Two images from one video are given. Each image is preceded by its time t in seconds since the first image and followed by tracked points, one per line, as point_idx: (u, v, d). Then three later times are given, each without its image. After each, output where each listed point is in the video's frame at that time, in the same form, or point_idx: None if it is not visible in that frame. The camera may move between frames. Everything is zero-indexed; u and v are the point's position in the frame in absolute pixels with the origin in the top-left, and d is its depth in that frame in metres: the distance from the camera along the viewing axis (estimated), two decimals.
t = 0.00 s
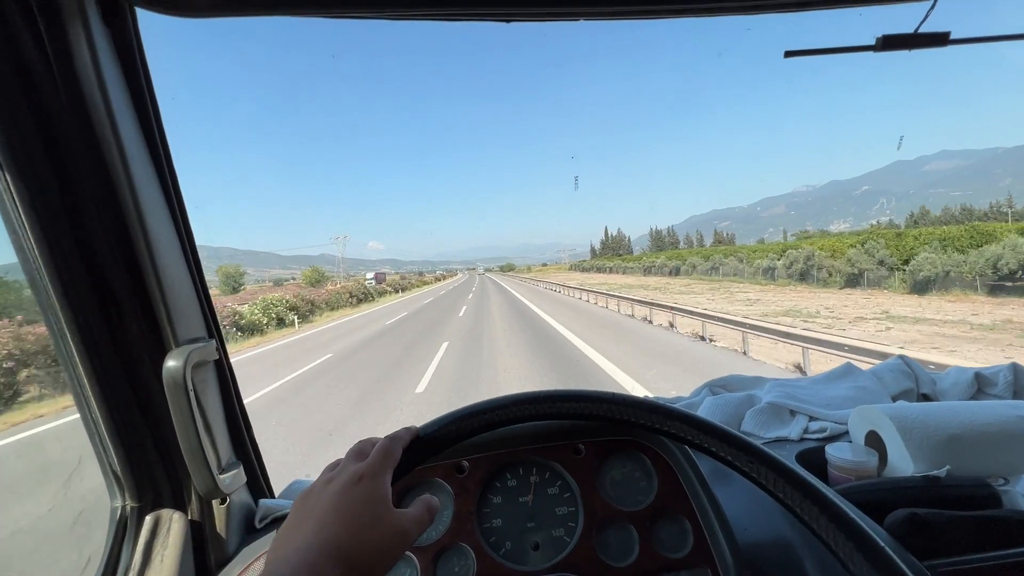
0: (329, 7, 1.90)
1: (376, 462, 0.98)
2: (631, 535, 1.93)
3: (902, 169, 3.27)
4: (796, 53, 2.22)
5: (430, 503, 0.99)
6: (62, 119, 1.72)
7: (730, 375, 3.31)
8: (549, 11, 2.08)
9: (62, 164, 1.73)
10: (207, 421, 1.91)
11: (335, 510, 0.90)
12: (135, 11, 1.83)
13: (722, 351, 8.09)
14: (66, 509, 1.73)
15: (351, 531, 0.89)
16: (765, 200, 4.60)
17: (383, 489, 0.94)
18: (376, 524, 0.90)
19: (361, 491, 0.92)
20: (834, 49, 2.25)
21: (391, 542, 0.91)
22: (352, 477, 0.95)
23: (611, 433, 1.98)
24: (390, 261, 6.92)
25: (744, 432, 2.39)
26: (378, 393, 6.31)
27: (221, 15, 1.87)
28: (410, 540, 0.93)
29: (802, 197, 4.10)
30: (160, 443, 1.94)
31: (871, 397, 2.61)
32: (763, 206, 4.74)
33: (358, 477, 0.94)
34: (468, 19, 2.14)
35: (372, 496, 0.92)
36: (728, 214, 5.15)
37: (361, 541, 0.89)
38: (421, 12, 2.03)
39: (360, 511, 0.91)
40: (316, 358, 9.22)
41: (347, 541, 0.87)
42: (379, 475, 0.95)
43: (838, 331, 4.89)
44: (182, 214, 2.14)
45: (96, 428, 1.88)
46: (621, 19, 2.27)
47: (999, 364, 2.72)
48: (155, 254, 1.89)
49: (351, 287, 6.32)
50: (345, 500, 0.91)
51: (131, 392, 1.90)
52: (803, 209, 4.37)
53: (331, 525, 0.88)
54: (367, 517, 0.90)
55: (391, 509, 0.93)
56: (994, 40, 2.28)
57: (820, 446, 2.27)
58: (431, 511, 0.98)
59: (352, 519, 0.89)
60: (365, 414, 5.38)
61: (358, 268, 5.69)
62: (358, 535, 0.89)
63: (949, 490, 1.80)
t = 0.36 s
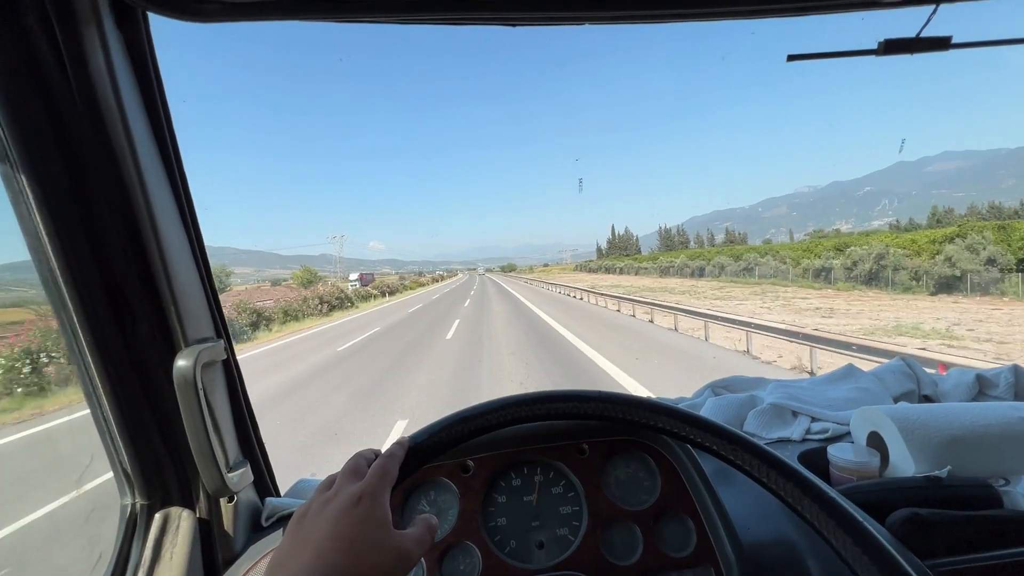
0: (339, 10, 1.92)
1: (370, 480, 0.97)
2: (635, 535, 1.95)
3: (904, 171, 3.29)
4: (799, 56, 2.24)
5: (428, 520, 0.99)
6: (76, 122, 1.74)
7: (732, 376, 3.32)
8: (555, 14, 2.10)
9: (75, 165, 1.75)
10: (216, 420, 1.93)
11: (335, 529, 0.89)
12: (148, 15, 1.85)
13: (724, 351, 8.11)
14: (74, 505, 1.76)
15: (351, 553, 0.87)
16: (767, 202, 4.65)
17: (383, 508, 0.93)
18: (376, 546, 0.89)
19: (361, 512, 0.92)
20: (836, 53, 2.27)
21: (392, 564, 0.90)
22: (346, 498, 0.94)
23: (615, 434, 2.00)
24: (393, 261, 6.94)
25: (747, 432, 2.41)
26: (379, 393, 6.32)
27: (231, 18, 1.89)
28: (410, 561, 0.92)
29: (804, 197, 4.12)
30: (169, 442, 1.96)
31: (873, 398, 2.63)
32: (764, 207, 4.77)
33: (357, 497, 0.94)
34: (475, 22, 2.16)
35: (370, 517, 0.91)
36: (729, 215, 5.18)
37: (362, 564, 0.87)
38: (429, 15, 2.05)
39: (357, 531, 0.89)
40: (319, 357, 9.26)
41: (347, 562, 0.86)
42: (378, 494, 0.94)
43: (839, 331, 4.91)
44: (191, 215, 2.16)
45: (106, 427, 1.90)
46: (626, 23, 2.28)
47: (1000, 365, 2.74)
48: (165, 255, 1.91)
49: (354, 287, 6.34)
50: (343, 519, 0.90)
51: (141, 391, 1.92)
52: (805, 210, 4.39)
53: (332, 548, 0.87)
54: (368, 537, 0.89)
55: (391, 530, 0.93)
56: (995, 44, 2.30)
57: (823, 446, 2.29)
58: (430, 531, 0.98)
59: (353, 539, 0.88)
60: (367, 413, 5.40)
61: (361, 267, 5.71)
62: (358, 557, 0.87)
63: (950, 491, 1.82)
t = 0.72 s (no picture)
0: None
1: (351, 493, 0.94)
2: (637, 529, 1.93)
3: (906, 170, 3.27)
4: (805, 48, 2.22)
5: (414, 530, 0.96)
6: (74, 111, 1.72)
7: (734, 372, 3.30)
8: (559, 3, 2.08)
9: (72, 153, 1.73)
10: (214, 412, 1.91)
11: (317, 545, 0.87)
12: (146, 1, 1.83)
13: (724, 351, 8.09)
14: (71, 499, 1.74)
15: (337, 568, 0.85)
16: (767, 204, 4.64)
17: (366, 521, 0.91)
18: (363, 560, 0.87)
19: (344, 526, 0.90)
20: (843, 45, 2.24)
21: None
22: (328, 514, 0.92)
23: (617, 428, 1.98)
24: (393, 259, 6.92)
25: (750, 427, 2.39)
26: (378, 392, 6.30)
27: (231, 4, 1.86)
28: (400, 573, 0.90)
29: (805, 199, 4.10)
30: (167, 434, 1.94)
31: (877, 394, 2.61)
32: (766, 206, 4.75)
33: (339, 511, 0.92)
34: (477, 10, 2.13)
35: (354, 531, 0.89)
36: (730, 214, 5.16)
37: None
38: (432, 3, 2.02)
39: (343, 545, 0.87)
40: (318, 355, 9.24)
41: None
42: (359, 507, 0.92)
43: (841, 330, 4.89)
44: (190, 206, 2.14)
45: (103, 419, 1.88)
46: (630, 13, 2.26)
47: (1005, 362, 2.72)
48: (163, 245, 1.89)
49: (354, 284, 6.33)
50: (326, 535, 0.88)
51: (139, 383, 1.90)
52: (805, 210, 4.38)
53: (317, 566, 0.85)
54: (353, 550, 0.87)
55: (377, 542, 0.91)
56: (1003, 36, 2.28)
57: (827, 442, 2.26)
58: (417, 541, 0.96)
59: (337, 553, 0.86)
60: (367, 411, 5.38)
61: (361, 264, 5.69)
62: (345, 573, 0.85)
63: (957, 485, 1.80)
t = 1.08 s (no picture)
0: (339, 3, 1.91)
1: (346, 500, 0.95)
2: (631, 532, 1.95)
3: (903, 172, 3.29)
4: (799, 55, 2.24)
5: (407, 539, 0.98)
6: (73, 116, 1.74)
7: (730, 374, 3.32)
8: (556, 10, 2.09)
9: (70, 157, 1.74)
10: (212, 415, 1.92)
11: (311, 554, 0.89)
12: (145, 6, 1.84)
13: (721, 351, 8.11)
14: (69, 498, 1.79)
15: None
16: (767, 203, 4.66)
17: (359, 531, 0.93)
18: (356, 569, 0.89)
19: (337, 535, 0.91)
20: (837, 52, 2.27)
21: None
22: (322, 523, 0.93)
23: (611, 431, 2.00)
24: (391, 259, 6.94)
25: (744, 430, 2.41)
26: (377, 391, 6.30)
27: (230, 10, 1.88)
28: None
29: (804, 199, 4.14)
30: (165, 437, 1.95)
31: (870, 397, 2.63)
32: (764, 208, 4.77)
33: (333, 519, 0.93)
34: (476, 16, 2.15)
35: (347, 540, 0.91)
36: (728, 215, 5.19)
37: None
38: (430, 9, 2.04)
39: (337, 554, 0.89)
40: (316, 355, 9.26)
41: None
42: (353, 516, 0.93)
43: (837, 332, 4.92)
44: (188, 210, 2.16)
45: (101, 421, 1.89)
46: (627, 19, 2.28)
47: (997, 366, 2.74)
48: (161, 249, 1.90)
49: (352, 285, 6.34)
50: (319, 544, 0.90)
51: (137, 386, 1.91)
52: (804, 211, 4.41)
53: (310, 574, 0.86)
54: (346, 559, 0.89)
55: (371, 550, 0.93)
56: (995, 43, 2.30)
57: (819, 445, 2.29)
58: (409, 548, 0.99)
59: (332, 562, 0.88)
60: (365, 411, 5.40)
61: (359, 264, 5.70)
62: None
63: (946, 489, 1.82)
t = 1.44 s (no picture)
0: None
1: (351, 503, 0.94)
2: (637, 532, 1.94)
3: (906, 173, 3.29)
4: (806, 53, 2.23)
5: (413, 543, 0.97)
6: (77, 109, 1.72)
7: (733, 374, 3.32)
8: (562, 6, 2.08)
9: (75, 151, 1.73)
10: (216, 413, 1.90)
11: (317, 556, 0.87)
12: None
13: (722, 352, 8.11)
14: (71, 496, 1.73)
15: None
16: (769, 204, 4.65)
17: (365, 534, 0.91)
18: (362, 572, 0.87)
19: (342, 538, 0.90)
20: (844, 50, 2.25)
21: None
22: (327, 525, 0.92)
23: (618, 430, 1.99)
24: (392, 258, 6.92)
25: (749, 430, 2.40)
26: (377, 390, 6.29)
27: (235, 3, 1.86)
28: None
29: (805, 200, 4.15)
30: (168, 434, 1.94)
31: (875, 397, 2.62)
32: (765, 208, 4.77)
33: (338, 523, 0.92)
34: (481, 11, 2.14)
35: (353, 543, 0.89)
36: (729, 216, 5.18)
37: None
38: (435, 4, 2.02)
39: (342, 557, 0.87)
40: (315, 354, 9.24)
41: None
42: (359, 519, 0.92)
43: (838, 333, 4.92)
44: (193, 206, 2.14)
45: (103, 418, 1.87)
46: (633, 16, 2.26)
47: (1001, 366, 2.74)
48: (165, 244, 1.88)
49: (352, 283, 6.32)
50: (325, 546, 0.89)
51: (140, 382, 1.89)
52: (806, 211, 4.41)
53: None
54: (352, 562, 0.87)
55: (377, 554, 0.91)
56: (1003, 43, 2.29)
57: (826, 445, 2.28)
58: (416, 552, 0.97)
59: (339, 564, 0.86)
60: (365, 410, 5.39)
61: (359, 263, 5.69)
62: None
63: (955, 490, 1.81)
